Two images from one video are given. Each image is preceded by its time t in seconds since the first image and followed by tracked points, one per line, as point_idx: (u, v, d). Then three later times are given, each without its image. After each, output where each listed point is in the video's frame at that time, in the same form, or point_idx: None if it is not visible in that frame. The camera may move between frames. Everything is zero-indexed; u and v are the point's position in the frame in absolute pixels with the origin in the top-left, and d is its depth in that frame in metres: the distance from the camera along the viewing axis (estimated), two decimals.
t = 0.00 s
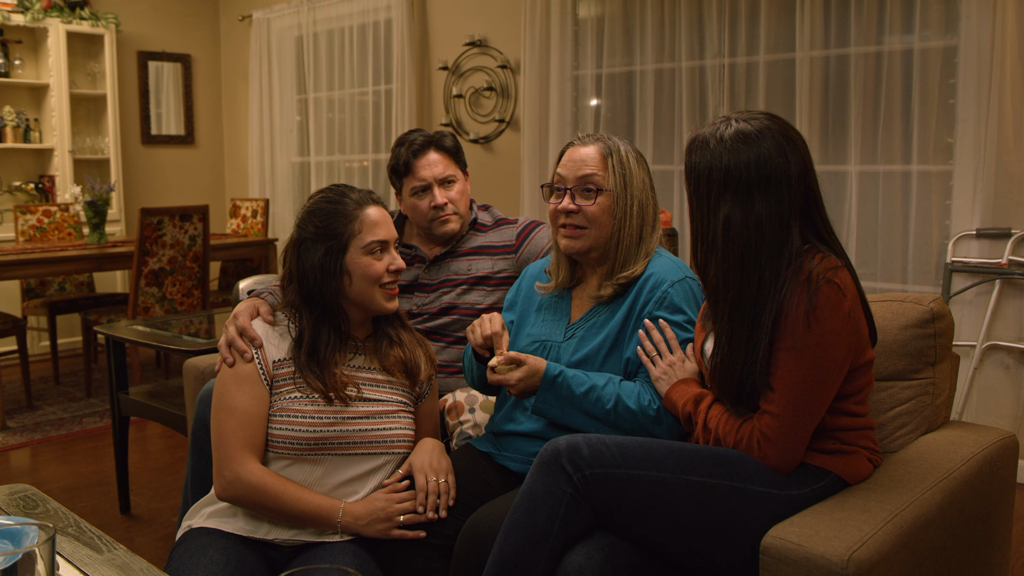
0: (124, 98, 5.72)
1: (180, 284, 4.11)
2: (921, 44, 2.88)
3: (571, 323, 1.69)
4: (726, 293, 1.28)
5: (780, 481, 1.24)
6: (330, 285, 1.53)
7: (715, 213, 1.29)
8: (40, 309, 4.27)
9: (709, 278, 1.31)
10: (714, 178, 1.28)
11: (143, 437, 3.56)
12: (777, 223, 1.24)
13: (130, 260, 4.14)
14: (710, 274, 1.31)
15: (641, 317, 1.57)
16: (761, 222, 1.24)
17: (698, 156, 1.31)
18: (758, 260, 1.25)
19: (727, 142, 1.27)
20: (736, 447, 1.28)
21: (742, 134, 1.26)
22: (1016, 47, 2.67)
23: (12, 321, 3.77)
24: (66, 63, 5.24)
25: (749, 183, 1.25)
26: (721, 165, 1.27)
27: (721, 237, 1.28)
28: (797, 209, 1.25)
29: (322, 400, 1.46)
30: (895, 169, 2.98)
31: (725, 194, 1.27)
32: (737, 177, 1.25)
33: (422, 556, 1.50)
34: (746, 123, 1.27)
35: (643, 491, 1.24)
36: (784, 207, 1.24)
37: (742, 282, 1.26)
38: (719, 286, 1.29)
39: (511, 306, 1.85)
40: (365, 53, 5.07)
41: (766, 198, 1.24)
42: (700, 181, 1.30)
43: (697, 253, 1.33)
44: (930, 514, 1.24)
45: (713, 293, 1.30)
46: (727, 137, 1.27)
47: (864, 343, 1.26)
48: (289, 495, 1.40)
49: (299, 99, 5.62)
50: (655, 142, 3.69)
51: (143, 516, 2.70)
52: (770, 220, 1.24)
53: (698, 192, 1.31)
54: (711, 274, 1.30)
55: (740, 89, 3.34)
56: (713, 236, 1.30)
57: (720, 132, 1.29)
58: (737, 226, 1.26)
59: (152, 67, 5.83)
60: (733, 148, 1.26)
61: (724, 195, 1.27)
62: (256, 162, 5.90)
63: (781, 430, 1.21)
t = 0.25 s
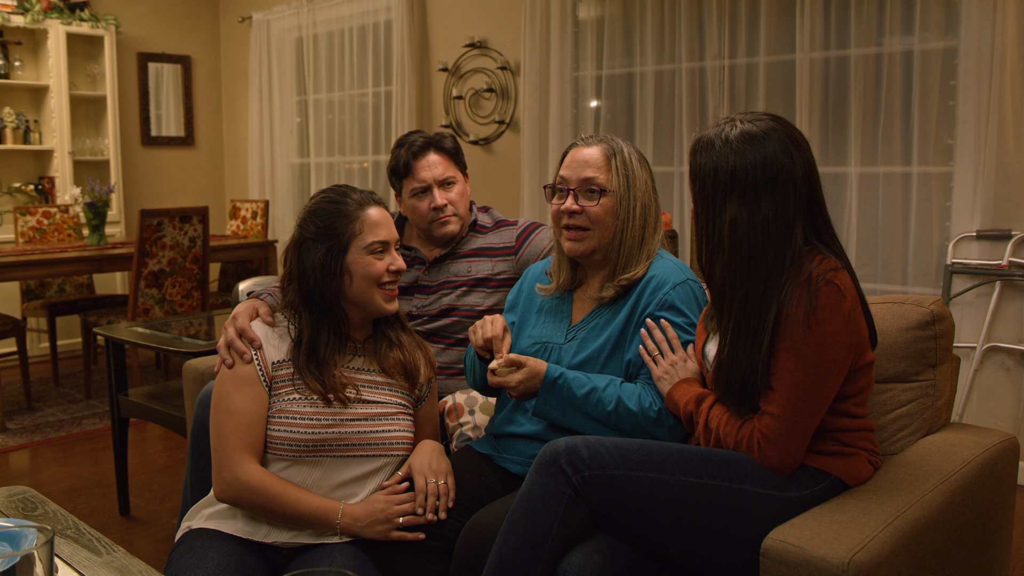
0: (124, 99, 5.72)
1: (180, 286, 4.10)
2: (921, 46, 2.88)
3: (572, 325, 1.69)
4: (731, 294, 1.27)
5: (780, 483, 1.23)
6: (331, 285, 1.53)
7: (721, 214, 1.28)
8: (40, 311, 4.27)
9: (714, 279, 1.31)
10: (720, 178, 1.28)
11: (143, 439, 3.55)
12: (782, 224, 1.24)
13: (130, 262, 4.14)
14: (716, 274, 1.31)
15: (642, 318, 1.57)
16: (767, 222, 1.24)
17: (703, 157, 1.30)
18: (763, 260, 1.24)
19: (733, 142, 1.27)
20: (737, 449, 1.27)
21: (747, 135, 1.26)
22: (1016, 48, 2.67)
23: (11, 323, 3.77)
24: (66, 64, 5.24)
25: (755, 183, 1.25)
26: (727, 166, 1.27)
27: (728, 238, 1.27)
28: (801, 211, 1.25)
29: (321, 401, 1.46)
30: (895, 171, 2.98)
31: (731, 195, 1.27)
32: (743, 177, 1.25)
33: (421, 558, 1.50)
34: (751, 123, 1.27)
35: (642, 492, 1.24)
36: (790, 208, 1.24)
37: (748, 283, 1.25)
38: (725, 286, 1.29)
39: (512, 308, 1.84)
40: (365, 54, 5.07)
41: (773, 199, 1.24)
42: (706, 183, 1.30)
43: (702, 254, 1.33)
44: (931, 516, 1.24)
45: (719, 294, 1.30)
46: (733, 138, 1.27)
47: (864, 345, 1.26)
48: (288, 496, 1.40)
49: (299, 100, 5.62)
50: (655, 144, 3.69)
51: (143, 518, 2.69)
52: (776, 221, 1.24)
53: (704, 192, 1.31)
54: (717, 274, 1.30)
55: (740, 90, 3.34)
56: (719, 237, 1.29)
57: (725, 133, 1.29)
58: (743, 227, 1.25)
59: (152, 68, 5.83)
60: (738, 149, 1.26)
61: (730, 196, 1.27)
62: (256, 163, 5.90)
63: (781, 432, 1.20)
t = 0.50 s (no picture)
0: (124, 100, 5.72)
1: (180, 287, 4.10)
2: (921, 47, 2.88)
3: (574, 325, 1.69)
4: (734, 295, 1.27)
5: (780, 485, 1.23)
6: (331, 283, 1.53)
7: (724, 215, 1.28)
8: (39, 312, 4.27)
9: (717, 280, 1.31)
10: (723, 180, 1.28)
11: (142, 440, 3.55)
12: (786, 225, 1.24)
13: (129, 263, 4.14)
14: (718, 276, 1.30)
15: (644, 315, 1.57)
16: (771, 223, 1.24)
17: (707, 159, 1.30)
18: (766, 261, 1.24)
19: (736, 144, 1.27)
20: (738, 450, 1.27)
21: (751, 136, 1.26)
22: (1017, 49, 2.66)
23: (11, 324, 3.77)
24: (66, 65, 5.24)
25: (757, 185, 1.25)
26: (730, 167, 1.27)
27: (731, 239, 1.27)
28: (804, 211, 1.25)
29: (321, 401, 1.46)
30: (895, 172, 2.97)
31: (735, 197, 1.27)
32: (746, 179, 1.25)
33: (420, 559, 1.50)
34: (754, 125, 1.27)
35: (642, 494, 1.24)
36: (793, 209, 1.24)
37: (750, 284, 1.25)
38: (728, 287, 1.28)
39: (515, 308, 1.84)
40: (365, 56, 5.07)
41: (776, 200, 1.24)
42: (710, 185, 1.30)
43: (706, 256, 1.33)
44: (931, 519, 1.23)
45: (721, 295, 1.30)
46: (736, 140, 1.27)
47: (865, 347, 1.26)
48: (287, 497, 1.39)
49: (298, 102, 5.62)
50: (655, 145, 3.69)
51: (142, 519, 2.69)
52: (779, 222, 1.24)
53: (707, 194, 1.31)
54: (720, 276, 1.30)
55: (740, 92, 3.34)
56: (722, 238, 1.29)
57: (728, 135, 1.29)
58: (747, 228, 1.25)
59: (152, 69, 5.83)
60: (742, 150, 1.26)
61: (733, 197, 1.27)
62: (256, 165, 5.90)
63: (781, 432, 1.20)
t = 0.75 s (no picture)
0: (124, 100, 5.72)
1: (179, 287, 4.10)
2: (922, 46, 2.87)
3: (576, 323, 1.69)
4: (737, 297, 1.27)
5: (780, 485, 1.23)
6: (332, 280, 1.53)
7: (728, 217, 1.28)
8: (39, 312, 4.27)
9: (721, 282, 1.31)
10: (727, 182, 1.27)
11: (142, 440, 3.55)
12: (790, 227, 1.24)
13: (129, 263, 4.14)
14: (722, 277, 1.30)
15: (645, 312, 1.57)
16: (774, 225, 1.24)
17: (711, 161, 1.30)
18: (769, 263, 1.24)
19: (741, 145, 1.26)
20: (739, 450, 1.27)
21: (755, 138, 1.26)
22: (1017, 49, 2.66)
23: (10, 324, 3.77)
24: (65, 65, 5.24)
25: (761, 187, 1.24)
26: (735, 169, 1.26)
27: (734, 241, 1.27)
28: (808, 213, 1.24)
29: (320, 399, 1.46)
30: (896, 172, 2.97)
31: (739, 199, 1.26)
32: (750, 181, 1.25)
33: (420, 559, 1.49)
34: (758, 126, 1.27)
35: (642, 495, 1.24)
36: (798, 211, 1.24)
37: (753, 286, 1.25)
38: (731, 289, 1.28)
39: (517, 306, 1.83)
40: (365, 55, 5.07)
41: (780, 202, 1.24)
42: (714, 187, 1.30)
43: (709, 257, 1.33)
44: (932, 520, 1.23)
45: (724, 297, 1.30)
46: (740, 141, 1.27)
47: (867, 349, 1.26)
48: (287, 497, 1.39)
49: (298, 101, 5.61)
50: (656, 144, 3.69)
51: (142, 519, 2.69)
52: (784, 224, 1.24)
53: (711, 196, 1.31)
54: (723, 278, 1.30)
55: (741, 91, 3.34)
56: (725, 240, 1.29)
57: (732, 136, 1.28)
58: (751, 231, 1.25)
59: (152, 69, 5.83)
60: (747, 152, 1.25)
61: (737, 200, 1.27)
62: (256, 164, 5.90)
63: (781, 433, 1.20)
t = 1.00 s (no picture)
0: (123, 100, 5.72)
1: (179, 287, 4.10)
2: (921, 46, 2.87)
3: (575, 324, 1.69)
4: (738, 295, 1.27)
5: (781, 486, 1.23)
6: (339, 272, 1.53)
7: (730, 215, 1.27)
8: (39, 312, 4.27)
9: (721, 280, 1.30)
10: (729, 179, 1.27)
11: (141, 440, 3.55)
12: (792, 225, 1.23)
13: (128, 263, 4.14)
14: (722, 274, 1.30)
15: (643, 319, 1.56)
16: (776, 223, 1.24)
17: (713, 158, 1.30)
18: (769, 261, 1.24)
19: (743, 143, 1.26)
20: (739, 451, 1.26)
21: (758, 135, 1.25)
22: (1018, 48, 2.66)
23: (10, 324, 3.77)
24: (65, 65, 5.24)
25: (763, 185, 1.24)
26: (737, 167, 1.26)
27: (735, 239, 1.27)
28: (809, 212, 1.24)
29: (321, 389, 1.46)
30: (895, 172, 2.97)
31: (740, 197, 1.26)
32: (752, 179, 1.25)
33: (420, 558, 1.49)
34: (761, 124, 1.26)
35: (642, 495, 1.23)
36: (800, 209, 1.24)
37: (753, 284, 1.25)
38: (731, 287, 1.28)
39: (517, 307, 1.83)
40: (365, 55, 5.07)
41: (782, 200, 1.23)
42: (715, 184, 1.29)
43: (709, 255, 1.32)
44: (932, 520, 1.23)
45: (725, 295, 1.29)
46: (743, 139, 1.26)
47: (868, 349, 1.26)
48: (287, 497, 1.39)
49: (298, 101, 5.61)
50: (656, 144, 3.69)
51: (142, 519, 2.69)
52: (786, 222, 1.23)
53: (712, 193, 1.30)
54: (723, 276, 1.29)
55: (741, 92, 3.33)
56: (726, 238, 1.29)
57: (734, 134, 1.28)
58: (752, 229, 1.25)
59: (151, 69, 5.83)
60: (749, 149, 1.25)
61: (739, 197, 1.26)
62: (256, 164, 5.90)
63: (782, 431, 1.20)
